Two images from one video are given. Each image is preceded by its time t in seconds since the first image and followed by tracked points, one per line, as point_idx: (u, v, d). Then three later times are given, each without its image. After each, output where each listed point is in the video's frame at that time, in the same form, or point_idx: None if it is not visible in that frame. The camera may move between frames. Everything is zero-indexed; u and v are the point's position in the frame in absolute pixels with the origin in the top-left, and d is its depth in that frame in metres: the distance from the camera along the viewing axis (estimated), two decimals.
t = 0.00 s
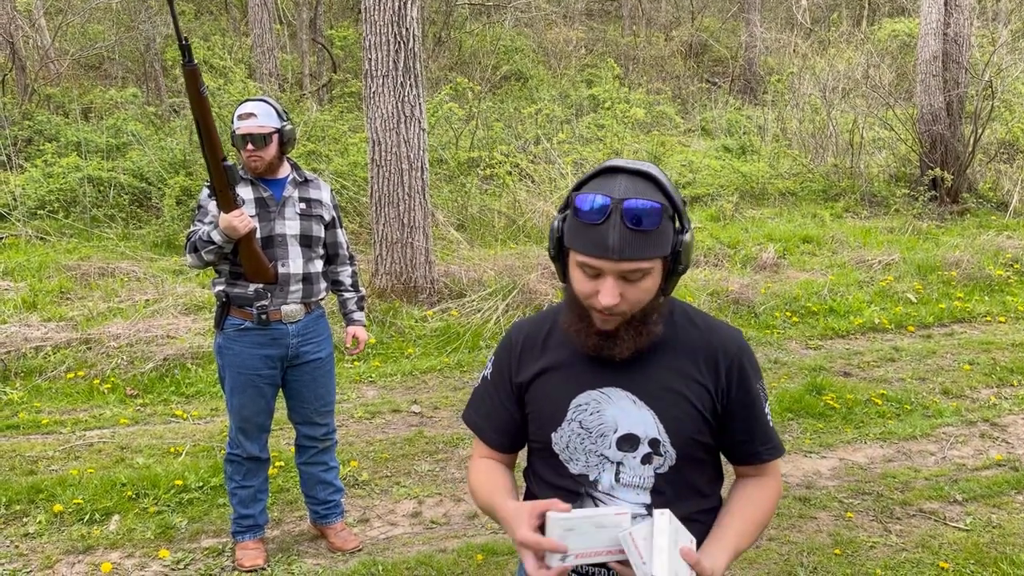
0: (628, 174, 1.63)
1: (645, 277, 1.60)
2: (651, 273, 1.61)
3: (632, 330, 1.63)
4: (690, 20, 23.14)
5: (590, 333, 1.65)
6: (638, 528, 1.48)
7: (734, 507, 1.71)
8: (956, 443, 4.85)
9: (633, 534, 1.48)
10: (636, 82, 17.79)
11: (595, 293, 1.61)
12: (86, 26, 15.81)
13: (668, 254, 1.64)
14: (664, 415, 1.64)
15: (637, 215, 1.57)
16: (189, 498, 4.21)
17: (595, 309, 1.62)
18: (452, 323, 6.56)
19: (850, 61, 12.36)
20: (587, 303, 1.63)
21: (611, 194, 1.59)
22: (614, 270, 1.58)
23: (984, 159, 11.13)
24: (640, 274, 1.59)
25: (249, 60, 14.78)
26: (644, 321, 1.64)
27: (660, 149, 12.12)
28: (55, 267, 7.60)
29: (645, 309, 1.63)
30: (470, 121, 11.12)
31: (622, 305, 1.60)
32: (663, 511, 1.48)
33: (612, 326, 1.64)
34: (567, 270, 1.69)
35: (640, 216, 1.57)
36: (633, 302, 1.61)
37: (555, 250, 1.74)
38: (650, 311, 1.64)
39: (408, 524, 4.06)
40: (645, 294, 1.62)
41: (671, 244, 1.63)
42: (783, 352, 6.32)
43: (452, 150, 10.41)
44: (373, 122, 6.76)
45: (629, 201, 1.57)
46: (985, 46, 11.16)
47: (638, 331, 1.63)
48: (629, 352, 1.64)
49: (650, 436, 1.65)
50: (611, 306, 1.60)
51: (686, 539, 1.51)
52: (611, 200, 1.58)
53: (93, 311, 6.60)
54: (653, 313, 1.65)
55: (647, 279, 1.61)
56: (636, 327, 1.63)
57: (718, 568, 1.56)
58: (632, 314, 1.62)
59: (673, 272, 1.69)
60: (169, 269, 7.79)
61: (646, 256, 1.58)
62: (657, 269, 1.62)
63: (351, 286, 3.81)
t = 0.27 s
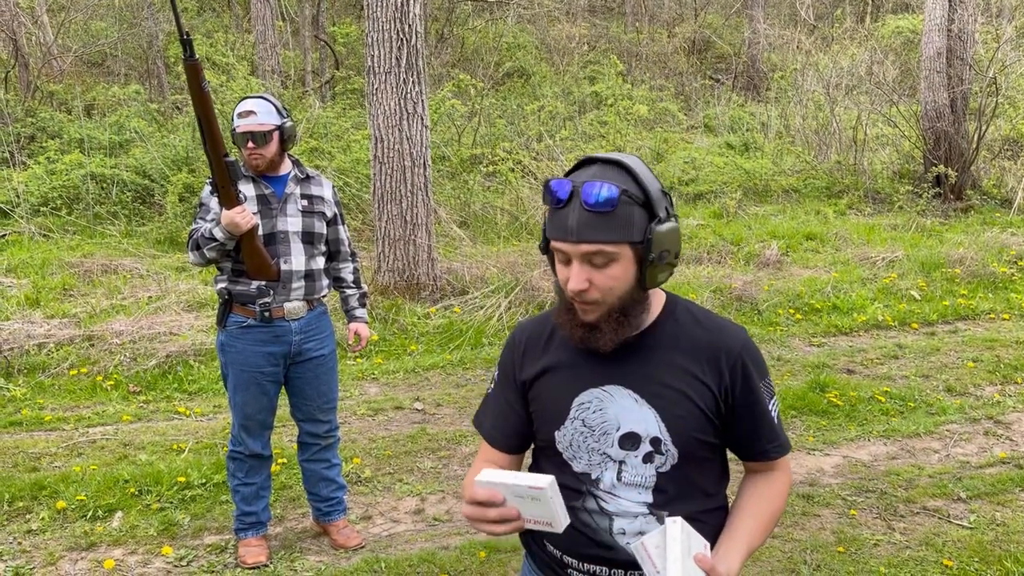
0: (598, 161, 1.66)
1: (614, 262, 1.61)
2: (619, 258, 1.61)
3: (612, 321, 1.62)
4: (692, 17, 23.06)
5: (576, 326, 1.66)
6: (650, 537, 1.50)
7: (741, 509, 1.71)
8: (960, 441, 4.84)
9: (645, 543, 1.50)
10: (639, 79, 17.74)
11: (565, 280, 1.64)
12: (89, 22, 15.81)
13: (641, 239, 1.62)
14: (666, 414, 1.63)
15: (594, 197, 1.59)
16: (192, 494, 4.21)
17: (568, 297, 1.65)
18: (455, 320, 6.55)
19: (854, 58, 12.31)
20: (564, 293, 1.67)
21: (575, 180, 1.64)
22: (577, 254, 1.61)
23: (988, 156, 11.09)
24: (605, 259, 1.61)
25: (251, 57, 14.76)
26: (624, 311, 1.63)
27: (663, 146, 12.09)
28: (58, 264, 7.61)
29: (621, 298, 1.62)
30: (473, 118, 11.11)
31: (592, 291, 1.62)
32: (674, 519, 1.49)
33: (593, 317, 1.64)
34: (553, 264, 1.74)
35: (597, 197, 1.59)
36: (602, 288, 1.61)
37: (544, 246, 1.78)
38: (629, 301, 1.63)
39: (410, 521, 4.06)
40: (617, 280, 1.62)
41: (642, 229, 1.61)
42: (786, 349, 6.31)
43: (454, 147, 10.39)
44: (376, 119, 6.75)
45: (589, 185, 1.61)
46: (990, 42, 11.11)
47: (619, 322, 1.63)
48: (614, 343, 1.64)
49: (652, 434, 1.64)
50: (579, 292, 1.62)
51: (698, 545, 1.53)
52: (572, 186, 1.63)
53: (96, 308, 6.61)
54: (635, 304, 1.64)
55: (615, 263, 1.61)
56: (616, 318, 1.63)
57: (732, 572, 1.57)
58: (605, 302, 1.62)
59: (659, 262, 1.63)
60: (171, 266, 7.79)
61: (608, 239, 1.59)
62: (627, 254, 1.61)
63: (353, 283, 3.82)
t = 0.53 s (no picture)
0: (583, 147, 1.72)
1: (604, 234, 1.62)
2: (609, 230, 1.62)
3: (610, 301, 1.62)
4: (696, 12, 22.97)
5: (576, 311, 1.66)
6: (649, 528, 1.50)
7: (747, 504, 1.70)
8: (965, 436, 4.82)
9: (644, 533, 1.50)
10: (643, 74, 17.69)
11: (559, 260, 1.65)
12: (92, 18, 15.81)
13: (631, 213, 1.64)
14: (674, 406, 1.62)
15: (580, 172, 1.63)
16: (196, 489, 4.22)
17: (564, 278, 1.66)
18: (458, 315, 6.55)
19: (858, 53, 12.28)
20: (560, 276, 1.68)
21: (560, 162, 1.68)
22: (567, 229, 1.63)
23: (993, 152, 11.04)
24: (595, 232, 1.62)
25: (254, 52, 14.76)
26: (620, 288, 1.63)
27: (666, 141, 12.06)
28: (62, 260, 7.62)
29: (615, 273, 1.63)
30: (476, 113, 11.09)
31: (586, 267, 1.63)
32: (672, 511, 1.48)
33: (592, 297, 1.64)
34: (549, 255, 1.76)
35: (582, 171, 1.63)
36: (596, 263, 1.63)
37: (540, 240, 1.80)
38: (624, 278, 1.64)
39: (414, 516, 4.06)
40: (609, 254, 1.63)
41: (630, 202, 1.64)
42: (790, 345, 6.29)
43: (458, 143, 10.38)
44: (379, 114, 6.74)
45: (574, 163, 1.65)
46: (995, 37, 11.06)
47: (617, 301, 1.62)
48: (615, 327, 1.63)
49: (659, 428, 1.63)
50: (573, 270, 1.63)
51: (699, 539, 1.52)
52: (558, 168, 1.67)
53: (100, 303, 6.62)
54: (631, 282, 1.64)
55: (605, 235, 1.62)
56: (614, 297, 1.63)
57: (731, 565, 1.56)
58: (600, 278, 1.63)
59: (652, 234, 1.63)
60: (175, 262, 7.80)
61: (596, 210, 1.61)
62: (617, 226, 1.63)
63: (355, 278, 3.82)
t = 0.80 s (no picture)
0: (594, 139, 1.72)
1: (615, 225, 1.62)
2: (620, 221, 1.62)
3: (619, 293, 1.62)
4: (700, 8, 22.90)
5: (584, 303, 1.65)
6: (656, 521, 1.49)
7: (749, 503, 1.70)
8: (969, 433, 4.81)
9: (650, 526, 1.50)
10: (646, 70, 17.65)
11: (568, 250, 1.65)
12: (96, 14, 15.82)
13: (642, 204, 1.64)
14: (680, 402, 1.62)
15: (592, 162, 1.63)
16: (200, 485, 4.23)
17: (573, 268, 1.65)
18: (461, 311, 6.55)
19: (862, 48, 12.22)
20: (568, 266, 1.67)
21: (572, 153, 1.68)
22: (578, 218, 1.62)
23: (998, 147, 11.00)
24: (606, 222, 1.62)
25: (258, 48, 14.76)
26: (629, 280, 1.63)
27: (670, 137, 12.03)
28: (66, 256, 7.63)
29: (624, 264, 1.63)
30: (480, 109, 11.07)
31: (595, 258, 1.62)
32: (680, 506, 1.49)
33: (601, 289, 1.63)
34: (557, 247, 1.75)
35: (595, 161, 1.63)
36: (605, 253, 1.62)
37: (547, 232, 1.79)
38: (633, 270, 1.63)
39: (417, 511, 4.06)
40: (619, 245, 1.62)
41: (641, 195, 1.64)
42: (794, 341, 6.28)
43: (461, 139, 10.37)
44: (382, 110, 6.73)
45: (586, 153, 1.65)
46: (1000, 32, 11.00)
47: (627, 292, 1.62)
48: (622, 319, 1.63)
49: (665, 423, 1.62)
50: (582, 260, 1.62)
51: (704, 532, 1.52)
52: (570, 158, 1.67)
53: (104, 299, 6.63)
54: (640, 275, 1.64)
55: (616, 226, 1.62)
56: (623, 288, 1.62)
57: (736, 561, 1.57)
58: (610, 269, 1.62)
59: (662, 227, 1.63)
60: (179, 258, 7.81)
61: (608, 200, 1.61)
62: (628, 217, 1.62)
63: (358, 274, 3.81)
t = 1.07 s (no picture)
0: (598, 135, 1.72)
1: (615, 220, 1.62)
2: (620, 216, 1.62)
3: (618, 289, 1.62)
4: (703, 4, 22.83)
5: (583, 299, 1.66)
6: (652, 519, 1.50)
7: (745, 502, 1.71)
8: (970, 429, 4.81)
9: (647, 524, 1.50)
10: (649, 66, 17.61)
11: (568, 245, 1.65)
12: (98, 11, 15.83)
13: (642, 201, 1.65)
14: (678, 399, 1.63)
15: (594, 158, 1.64)
16: (202, 480, 4.24)
17: (573, 263, 1.65)
18: (463, 308, 6.55)
19: (866, 44, 12.19)
20: (567, 261, 1.68)
21: (574, 147, 1.69)
22: (579, 213, 1.63)
23: (1002, 143, 10.97)
24: (606, 217, 1.62)
25: (260, 45, 14.75)
26: (627, 276, 1.63)
27: (672, 133, 12.01)
28: (69, 252, 7.65)
29: (624, 260, 1.63)
30: (482, 105, 11.07)
31: (594, 253, 1.63)
32: (675, 503, 1.50)
33: (600, 284, 1.64)
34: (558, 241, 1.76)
35: (597, 156, 1.63)
36: (605, 248, 1.63)
37: (548, 227, 1.80)
38: (632, 266, 1.64)
39: (418, 507, 4.07)
40: (619, 241, 1.63)
41: (643, 191, 1.65)
42: (796, 337, 6.28)
43: (463, 135, 10.36)
44: (384, 106, 6.73)
45: (588, 149, 1.66)
46: (1003, 28, 10.97)
47: (624, 289, 1.63)
48: (620, 315, 1.64)
49: (663, 419, 1.63)
50: (581, 254, 1.63)
51: (699, 528, 1.53)
52: (573, 153, 1.68)
53: (107, 295, 6.64)
54: (639, 271, 1.64)
55: (616, 221, 1.62)
56: (621, 285, 1.63)
57: (733, 558, 1.57)
58: (609, 265, 1.63)
59: (662, 224, 1.64)
60: (181, 254, 7.82)
61: (608, 195, 1.62)
62: (628, 213, 1.63)
63: (359, 270, 3.82)
